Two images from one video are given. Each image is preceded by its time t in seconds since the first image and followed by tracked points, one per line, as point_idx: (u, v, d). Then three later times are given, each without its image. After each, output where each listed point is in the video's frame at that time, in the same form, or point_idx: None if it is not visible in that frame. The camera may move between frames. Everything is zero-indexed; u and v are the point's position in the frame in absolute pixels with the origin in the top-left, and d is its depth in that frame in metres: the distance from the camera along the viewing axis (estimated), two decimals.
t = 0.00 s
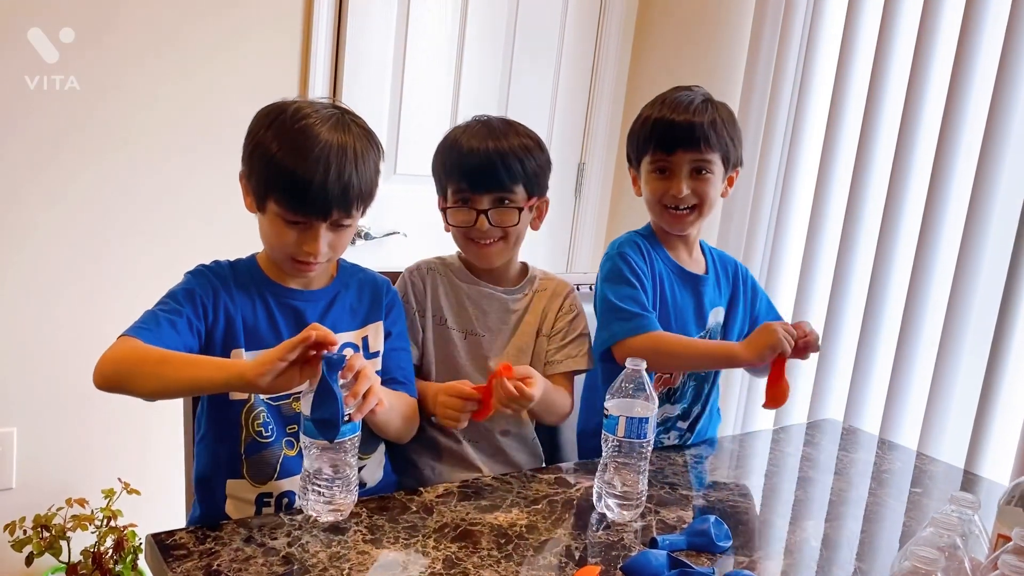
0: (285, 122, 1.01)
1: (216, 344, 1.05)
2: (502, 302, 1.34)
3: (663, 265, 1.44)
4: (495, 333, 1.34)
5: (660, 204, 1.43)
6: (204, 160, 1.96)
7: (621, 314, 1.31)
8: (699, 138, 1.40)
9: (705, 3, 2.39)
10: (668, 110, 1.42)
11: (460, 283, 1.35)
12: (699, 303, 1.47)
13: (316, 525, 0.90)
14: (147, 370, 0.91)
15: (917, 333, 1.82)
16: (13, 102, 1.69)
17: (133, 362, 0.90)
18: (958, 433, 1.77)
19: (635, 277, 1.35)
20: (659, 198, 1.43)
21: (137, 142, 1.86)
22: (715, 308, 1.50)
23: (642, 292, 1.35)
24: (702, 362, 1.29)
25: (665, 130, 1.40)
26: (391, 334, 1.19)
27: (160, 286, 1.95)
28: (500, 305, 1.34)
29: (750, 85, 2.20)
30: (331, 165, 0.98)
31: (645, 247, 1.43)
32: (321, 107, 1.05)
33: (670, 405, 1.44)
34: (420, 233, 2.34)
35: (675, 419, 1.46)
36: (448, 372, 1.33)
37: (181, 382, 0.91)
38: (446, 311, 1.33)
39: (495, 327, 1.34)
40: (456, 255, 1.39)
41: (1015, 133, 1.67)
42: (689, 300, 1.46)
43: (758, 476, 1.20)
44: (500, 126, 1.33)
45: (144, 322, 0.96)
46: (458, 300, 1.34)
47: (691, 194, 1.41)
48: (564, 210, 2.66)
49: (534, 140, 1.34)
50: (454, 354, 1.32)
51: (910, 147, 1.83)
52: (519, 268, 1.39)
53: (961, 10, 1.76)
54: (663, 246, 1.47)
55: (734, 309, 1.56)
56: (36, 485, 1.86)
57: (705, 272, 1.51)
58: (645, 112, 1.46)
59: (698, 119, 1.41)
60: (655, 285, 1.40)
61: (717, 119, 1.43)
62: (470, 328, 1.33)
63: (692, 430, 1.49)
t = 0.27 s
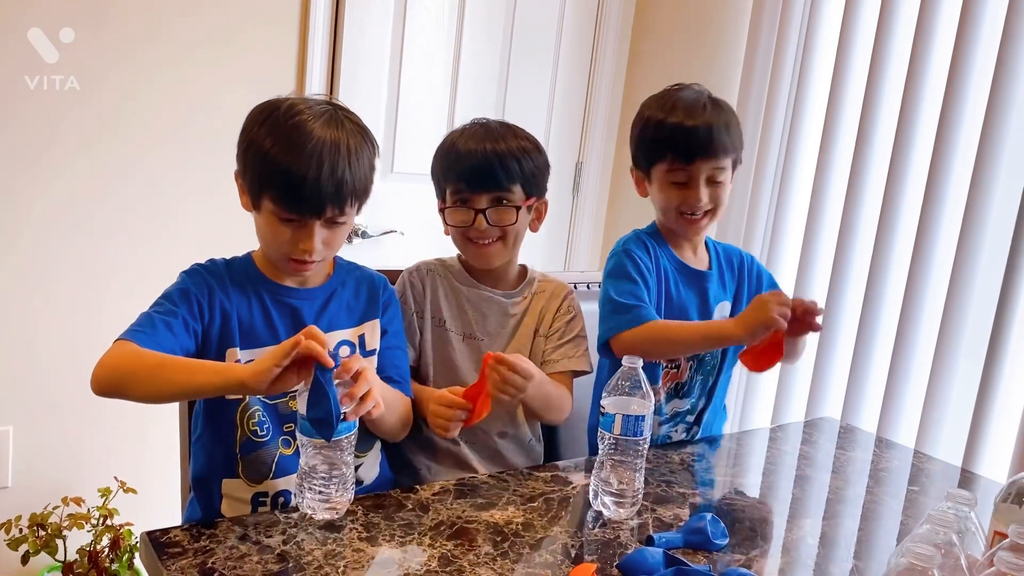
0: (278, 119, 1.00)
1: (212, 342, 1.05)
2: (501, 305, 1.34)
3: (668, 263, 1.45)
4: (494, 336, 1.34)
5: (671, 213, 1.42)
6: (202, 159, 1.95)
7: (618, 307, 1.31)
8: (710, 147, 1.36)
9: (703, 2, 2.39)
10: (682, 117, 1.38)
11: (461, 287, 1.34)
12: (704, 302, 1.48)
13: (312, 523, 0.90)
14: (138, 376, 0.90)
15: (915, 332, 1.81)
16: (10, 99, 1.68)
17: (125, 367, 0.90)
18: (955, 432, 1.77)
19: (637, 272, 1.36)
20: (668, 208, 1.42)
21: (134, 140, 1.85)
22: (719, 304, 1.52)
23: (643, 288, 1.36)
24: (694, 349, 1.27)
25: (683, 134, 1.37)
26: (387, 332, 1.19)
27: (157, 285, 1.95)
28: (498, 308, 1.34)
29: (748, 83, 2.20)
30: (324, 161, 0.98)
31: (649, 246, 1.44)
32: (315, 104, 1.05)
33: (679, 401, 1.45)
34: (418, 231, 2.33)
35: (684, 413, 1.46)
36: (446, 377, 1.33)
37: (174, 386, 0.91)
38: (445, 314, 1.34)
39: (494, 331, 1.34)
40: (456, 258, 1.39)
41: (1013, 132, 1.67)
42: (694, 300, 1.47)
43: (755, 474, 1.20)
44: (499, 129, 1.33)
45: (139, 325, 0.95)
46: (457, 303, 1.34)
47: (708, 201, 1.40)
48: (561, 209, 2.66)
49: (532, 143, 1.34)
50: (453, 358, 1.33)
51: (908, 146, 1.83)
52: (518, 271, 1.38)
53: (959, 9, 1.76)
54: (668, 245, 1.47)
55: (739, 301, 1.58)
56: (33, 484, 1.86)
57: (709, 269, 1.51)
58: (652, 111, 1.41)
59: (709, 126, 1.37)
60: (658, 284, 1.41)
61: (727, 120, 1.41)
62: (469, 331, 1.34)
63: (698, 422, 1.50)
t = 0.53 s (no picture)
0: (273, 120, 1.01)
1: (213, 344, 1.05)
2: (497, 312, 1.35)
3: (676, 274, 1.45)
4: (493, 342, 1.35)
5: (695, 226, 1.41)
6: (201, 159, 1.95)
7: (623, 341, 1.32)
8: (743, 170, 1.37)
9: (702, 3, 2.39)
10: (725, 134, 1.38)
11: (457, 294, 1.35)
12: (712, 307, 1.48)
13: (312, 524, 0.90)
14: (148, 398, 0.90)
15: (914, 332, 1.82)
16: (9, 99, 1.68)
17: (136, 388, 0.90)
18: (954, 433, 1.77)
19: (641, 296, 1.36)
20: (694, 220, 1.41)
21: (133, 140, 1.85)
22: (729, 304, 1.52)
23: (648, 311, 1.36)
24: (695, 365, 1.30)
25: (722, 149, 1.37)
26: (389, 332, 1.19)
27: (156, 286, 1.95)
28: (494, 314, 1.35)
29: (747, 83, 2.20)
30: (319, 161, 0.98)
31: (658, 264, 1.43)
32: (310, 103, 1.05)
33: (700, 404, 1.45)
34: (417, 232, 2.33)
35: (706, 414, 1.47)
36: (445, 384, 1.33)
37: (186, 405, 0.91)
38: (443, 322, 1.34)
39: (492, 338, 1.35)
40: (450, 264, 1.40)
41: (1012, 133, 1.67)
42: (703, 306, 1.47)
43: (754, 475, 1.20)
44: (496, 135, 1.34)
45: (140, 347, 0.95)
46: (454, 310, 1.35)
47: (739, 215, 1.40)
48: (561, 209, 2.66)
49: (531, 152, 1.35)
50: (452, 365, 1.33)
51: (907, 146, 1.83)
52: (510, 275, 1.40)
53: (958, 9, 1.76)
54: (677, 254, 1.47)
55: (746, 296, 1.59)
56: (32, 484, 1.86)
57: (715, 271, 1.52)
58: (693, 122, 1.41)
59: (747, 149, 1.38)
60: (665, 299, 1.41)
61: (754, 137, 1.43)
62: (466, 340, 1.34)
63: (716, 421, 1.50)
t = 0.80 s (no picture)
0: (264, 122, 1.01)
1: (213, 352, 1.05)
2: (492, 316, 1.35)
3: (688, 271, 1.46)
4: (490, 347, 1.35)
5: (711, 226, 1.41)
6: (201, 159, 1.95)
7: (637, 338, 1.35)
8: (756, 169, 1.37)
9: (703, 3, 2.39)
10: (739, 134, 1.39)
11: (450, 300, 1.36)
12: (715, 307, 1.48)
13: (313, 526, 0.90)
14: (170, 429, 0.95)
15: (914, 332, 1.82)
16: (9, 99, 1.68)
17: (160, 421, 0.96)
18: (954, 434, 1.77)
19: (653, 292, 1.39)
20: (709, 220, 1.41)
21: (133, 140, 1.85)
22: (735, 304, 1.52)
23: (658, 310, 1.39)
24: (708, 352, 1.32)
25: (737, 150, 1.38)
26: (390, 333, 1.18)
27: (156, 286, 1.95)
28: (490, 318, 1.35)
29: (748, 83, 2.20)
30: (310, 162, 0.98)
31: (670, 261, 1.44)
32: (301, 105, 1.05)
33: (706, 401, 1.45)
34: (417, 232, 2.33)
35: (710, 411, 1.47)
36: (444, 388, 1.33)
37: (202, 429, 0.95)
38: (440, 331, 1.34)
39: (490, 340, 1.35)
40: (440, 271, 1.40)
41: (1013, 133, 1.67)
42: (706, 307, 1.47)
43: (755, 477, 1.20)
44: (489, 138, 1.34)
45: (151, 380, 0.98)
46: (451, 315, 1.35)
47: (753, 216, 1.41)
48: (561, 210, 2.66)
49: (520, 155, 1.35)
50: (450, 370, 1.33)
51: (908, 147, 1.83)
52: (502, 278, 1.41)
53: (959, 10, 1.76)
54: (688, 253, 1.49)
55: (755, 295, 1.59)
56: (32, 484, 1.86)
57: (726, 272, 1.53)
58: (707, 123, 1.42)
59: (759, 149, 1.39)
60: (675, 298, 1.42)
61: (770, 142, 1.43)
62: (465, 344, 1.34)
63: (722, 420, 1.50)
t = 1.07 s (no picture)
0: (261, 124, 1.01)
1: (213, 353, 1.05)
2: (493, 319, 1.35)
3: (689, 267, 1.46)
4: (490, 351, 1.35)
5: (716, 223, 1.41)
6: (202, 159, 1.95)
7: (633, 322, 1.37)
8: (751, 159, 1.38)
9: (704, 4, 2.39)
10: (735, 130, 1.40)
11: (452, 305, 1.35)
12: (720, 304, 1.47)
13: (314, 527, 0.90)
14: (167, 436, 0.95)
15: (916, 333, 1.81)
16: (10, 99, 1.67)
17: (157, 429, 0.95)
18: (956, 435, 1.77)
19: (652, 281, 1.41)
20: (715, 220, 1.41)
21: (134, 140, 1.85)
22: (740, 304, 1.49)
23: (658, 300, 1.41)
24: (704, 327, 1.32)
25: (733, 144, 1.39)
26: (389, 334, 1.18)
27: (157, 286, 1.95)
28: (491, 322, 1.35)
29: (749, 83, 2.20)
30: (307, 164, 0.98)
31: (670, 255, 1.45)
32: (298, 106, 1.04)
33: (705, 398, 1.45)
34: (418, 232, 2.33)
35: (708, 409, 1.46)
36: (444, 389, 1.32)
37: (199, 434, 0.95)
38: (439, 333, 1.33)
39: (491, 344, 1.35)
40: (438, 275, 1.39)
41: (1015, 134, 1.67)
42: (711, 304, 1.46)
43: (756, 478, 1.20)
44: (494, 146, 1.34)
45: (152, 379, 0.97)
46: (450, 318, 1.34)
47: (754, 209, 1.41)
48: (562, 210, 2.66)
49: (528, 166, 1.35)
50: (451, 373, 1.33)
51: (909, 148, 1.83)
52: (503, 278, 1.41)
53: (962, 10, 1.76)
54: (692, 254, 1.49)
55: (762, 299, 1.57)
56: (33, 484, 1.86)
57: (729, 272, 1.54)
58: (701, 124, 1.44)
59: (755, 140, 1.39)
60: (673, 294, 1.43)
61: (769, 135, 1.43)
62: (466, 347, 1.33)
63: (725, 419, 1.50)
